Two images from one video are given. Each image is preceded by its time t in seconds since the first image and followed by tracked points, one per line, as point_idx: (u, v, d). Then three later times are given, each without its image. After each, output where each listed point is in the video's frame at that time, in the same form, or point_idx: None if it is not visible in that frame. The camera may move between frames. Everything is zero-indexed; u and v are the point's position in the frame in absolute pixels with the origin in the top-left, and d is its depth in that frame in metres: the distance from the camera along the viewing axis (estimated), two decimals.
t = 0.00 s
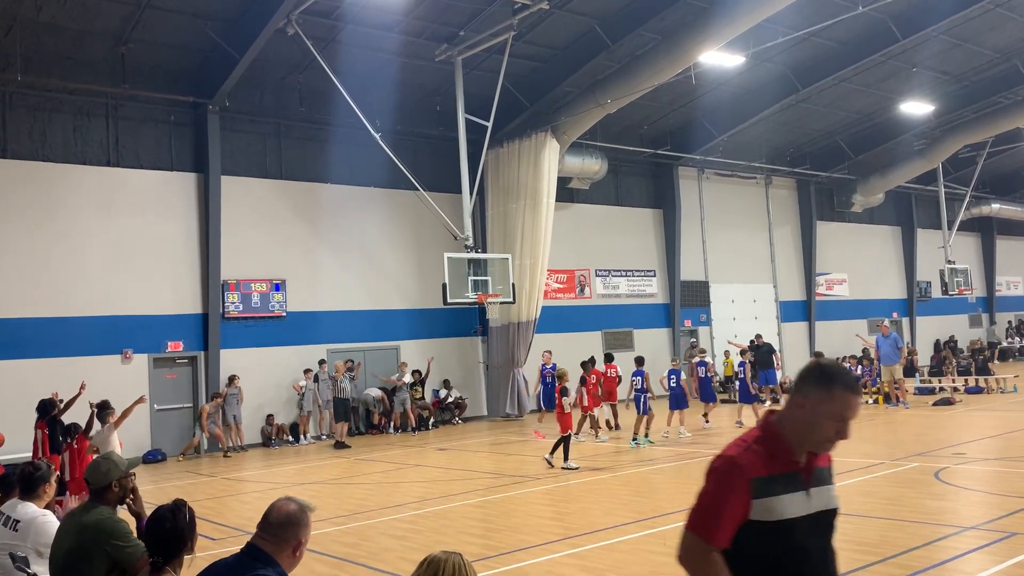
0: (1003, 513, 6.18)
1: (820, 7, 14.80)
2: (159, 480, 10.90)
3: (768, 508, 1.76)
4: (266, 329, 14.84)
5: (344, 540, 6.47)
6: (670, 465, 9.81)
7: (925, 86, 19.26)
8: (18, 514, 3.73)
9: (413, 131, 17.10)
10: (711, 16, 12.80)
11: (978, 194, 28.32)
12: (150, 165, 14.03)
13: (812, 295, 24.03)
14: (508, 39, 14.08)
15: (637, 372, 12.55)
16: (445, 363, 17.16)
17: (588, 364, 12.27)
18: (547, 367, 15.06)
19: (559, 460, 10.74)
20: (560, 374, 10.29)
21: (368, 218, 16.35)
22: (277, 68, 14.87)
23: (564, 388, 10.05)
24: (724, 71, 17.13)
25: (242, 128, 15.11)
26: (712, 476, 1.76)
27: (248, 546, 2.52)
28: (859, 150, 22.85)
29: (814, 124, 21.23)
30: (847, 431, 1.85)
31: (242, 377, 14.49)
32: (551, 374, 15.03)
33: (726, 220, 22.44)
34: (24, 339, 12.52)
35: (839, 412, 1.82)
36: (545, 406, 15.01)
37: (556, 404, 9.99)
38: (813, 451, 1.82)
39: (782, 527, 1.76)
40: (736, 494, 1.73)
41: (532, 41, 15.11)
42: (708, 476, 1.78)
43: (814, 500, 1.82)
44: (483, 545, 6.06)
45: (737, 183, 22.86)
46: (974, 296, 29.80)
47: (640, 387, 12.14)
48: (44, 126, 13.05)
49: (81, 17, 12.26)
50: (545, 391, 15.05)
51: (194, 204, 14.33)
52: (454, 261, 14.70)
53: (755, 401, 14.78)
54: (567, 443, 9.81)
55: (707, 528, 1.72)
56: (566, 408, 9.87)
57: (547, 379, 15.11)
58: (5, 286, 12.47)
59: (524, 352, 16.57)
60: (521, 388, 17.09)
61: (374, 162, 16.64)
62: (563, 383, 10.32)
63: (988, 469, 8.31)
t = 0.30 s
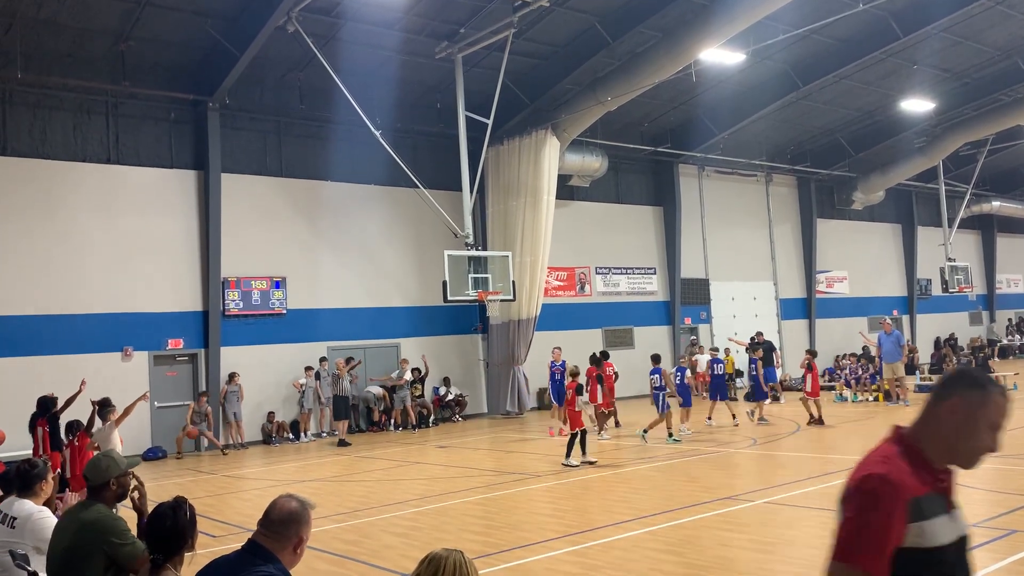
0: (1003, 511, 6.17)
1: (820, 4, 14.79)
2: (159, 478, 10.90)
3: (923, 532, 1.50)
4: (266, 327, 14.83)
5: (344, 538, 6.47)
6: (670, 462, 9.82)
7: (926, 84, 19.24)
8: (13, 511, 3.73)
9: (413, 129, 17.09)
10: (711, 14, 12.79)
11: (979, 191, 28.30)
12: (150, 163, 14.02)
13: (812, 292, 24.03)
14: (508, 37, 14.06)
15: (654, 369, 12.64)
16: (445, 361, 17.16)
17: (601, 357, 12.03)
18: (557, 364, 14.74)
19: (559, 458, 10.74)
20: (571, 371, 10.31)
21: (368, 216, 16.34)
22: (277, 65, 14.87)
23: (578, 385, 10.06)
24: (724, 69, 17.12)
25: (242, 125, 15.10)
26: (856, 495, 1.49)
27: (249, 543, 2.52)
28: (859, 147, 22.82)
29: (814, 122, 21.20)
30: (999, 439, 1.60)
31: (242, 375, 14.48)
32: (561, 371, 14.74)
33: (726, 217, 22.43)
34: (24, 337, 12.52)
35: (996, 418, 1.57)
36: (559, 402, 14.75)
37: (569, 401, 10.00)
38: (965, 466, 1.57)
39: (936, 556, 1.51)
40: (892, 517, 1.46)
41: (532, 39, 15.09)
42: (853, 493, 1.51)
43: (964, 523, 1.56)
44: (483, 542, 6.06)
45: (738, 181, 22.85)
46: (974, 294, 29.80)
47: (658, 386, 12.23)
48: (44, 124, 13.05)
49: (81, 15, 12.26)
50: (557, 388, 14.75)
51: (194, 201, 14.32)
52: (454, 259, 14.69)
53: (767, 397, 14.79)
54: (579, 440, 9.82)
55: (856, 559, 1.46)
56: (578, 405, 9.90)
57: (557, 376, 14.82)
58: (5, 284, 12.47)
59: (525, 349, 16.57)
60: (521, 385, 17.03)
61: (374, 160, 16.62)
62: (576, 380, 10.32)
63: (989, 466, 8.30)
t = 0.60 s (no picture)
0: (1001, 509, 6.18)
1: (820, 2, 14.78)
2: (160, 475, 10.92)
3: None
4: (266, 324, 14.84)
5: (344, 535, 6.48)
6: (670, 459, 9.83)
7: (926, 81, 19.22)
8: (11, 510, 3.74)
9: (413, 127, 17.09)
10: (712, 12, 12.78)
11: (978, 189, 28.31)
12: (150, 161, 14.02)
13: (812, 290, 24.04)
14: (508, 34, 14.05)
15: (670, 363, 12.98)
16: (445, 359, 17.18)
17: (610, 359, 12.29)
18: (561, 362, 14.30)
19: (559, 455, 10.76)
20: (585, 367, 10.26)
21: (368, 213, 16.35)
22: (276, 63, 14.86)
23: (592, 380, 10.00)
24: (724, 67, 17.12)
25: (241, 123, 15.09)
26: (993, 473, 1.43)
27: (248, 540, 2.52)
28: (859, 145, 22.82)
29: (815, 120, 21.20)
30: None
31: (242, 372, 14.50)
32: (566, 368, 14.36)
33: (726, 215, 22.43)
34: (26, 335, 12.54)
35: None
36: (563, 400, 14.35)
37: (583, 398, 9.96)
38: None
39: None
40: None
41: (532, 36, 15.08)
42: (985, 470, 1.45)
43: None
44: (483, 540, 6.07)
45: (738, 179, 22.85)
46: (974, 292, 29.80)
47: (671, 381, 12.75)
48: (44, 121, 13.05)
49: (80, 13, 12.25)
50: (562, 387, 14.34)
51: (193, 199, 14.32)
52: (454, 256, 14.68)
53: (777, 395, 14.77)
54: (593, 438, 9.81)
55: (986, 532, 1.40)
56: (594, 403, 9.83)
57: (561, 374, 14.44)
58: (5, 281, 12.46)
59: (524, 347, 16.58)
60: (521, 383, 17.03)
61: (374, 158, 16.62)
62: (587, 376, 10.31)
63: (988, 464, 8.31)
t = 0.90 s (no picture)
0: (999, 507, 6.19)
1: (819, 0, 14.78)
2: (159, 474, 10.93)
3: None
4: (265, 323, 14.84)
5: (343, 533, 6.49)
6: (669, 458, 9.84)
7: (925, 80, 19.22)
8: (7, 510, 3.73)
9: (412, 126, 17.09)
10: (711, 10, 12.77)
11: (977, 187, 28.33)
12: (149, 159, 14.01)
13: (812, 289, 24.04)
14: (507, 33, 14.06)
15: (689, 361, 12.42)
16: (445, 357, 17.19)
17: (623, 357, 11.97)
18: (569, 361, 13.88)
19: (558, 454, 10.77)
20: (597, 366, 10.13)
21: (367, 212, 16.34)
22: (276, 61, 14.85)
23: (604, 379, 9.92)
24: (723, 65, 17.12)
25: (240, 121, 15.07)
26: None
27: (246, 539, 2.52)
28: (858, 144, 22.83)
29: (814, 118, 21.21)
30: None
31: (242, 371, 14.50)
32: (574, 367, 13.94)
33: (725, 214, 22.44)
34: (26, 333, 12.54)
35: None
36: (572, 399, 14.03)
37: (597, 396, 9.95)
38: None
39: None
40: None
41: (531, 35, 15.08)
42: None
43: None
44: (482, 538, 6.08)
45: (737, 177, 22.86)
46: (973, 291, 29.84)
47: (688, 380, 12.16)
48: (43, 119, 13.03)
49: (79, 11, 12.23)
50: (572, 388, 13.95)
51: (192, 198, 14.31)
52: (453, 255, 14.67)
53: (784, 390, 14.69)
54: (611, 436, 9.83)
55: None
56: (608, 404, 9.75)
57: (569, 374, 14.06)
58: (4, 279, 12.45)
59: (523, 346, 16.56)
60: (520, 382, 17.02)
61: (373, 156, 16.61)
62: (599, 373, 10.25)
63: (986, 463, 8.33)
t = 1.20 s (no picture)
0: (997, 507, 6.19)
1: None
2: (157, 472, 10.92)
3: None
4: (264, 322, 14.84)
5: (341, 533, 6.49)
6: (668, 457, 9.85)
7: (924, 80, 19.22)
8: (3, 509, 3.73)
9: (412, 125, 17.09)
10: (710, 9, 12.76)
11: (976, 187, 28.34)
12: (147, 158, 14.00)
13: (810, 288, 24.04)
14: (506, 32, 14.05)
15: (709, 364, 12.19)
16: (444, 357, 17.19)
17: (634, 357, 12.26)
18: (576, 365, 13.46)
19: (556, 453, 10.77)
20: (611, 363, 10.13)
21: (367, 211, 16.34)
22: (275, 60, 14.84)
23: (619, 377, 9.92)
24: (723, 65, 17.12)
25: (239, 120, 15.06)
26: None
27: (244, 538, 2.52)
28: (857, 144, 22.84)
29: (813, 118, 21.22)
30: None
31: (240, 370, 14.50)
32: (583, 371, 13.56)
33: (724, 214, 22.45)
34: (24, 332, 12.52)
35: None
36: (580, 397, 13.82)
37: (610, 394, 9.94)
38: None
39: None
40: None
41: (530, 34, 15.08)
42: None
43: None
44: (480, 538, 6.08)
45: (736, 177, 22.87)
46: (972, 291, 29.86)
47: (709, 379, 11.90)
48: (41, 118, 13.01)
49: (78, 9, 12.22)
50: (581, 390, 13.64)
51: (191, 196, 14.30)
52: (453, 255, 14.66)
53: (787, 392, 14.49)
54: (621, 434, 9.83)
55: None
56: (623, 400, 9.72)
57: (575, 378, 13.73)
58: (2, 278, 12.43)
59: (522, 345, 16.54)
60: (519, 382, 17.02)
61: (372, 155, 16.60)
62: (614, 371, 10.23)
63: (984, 462, 8.34)
